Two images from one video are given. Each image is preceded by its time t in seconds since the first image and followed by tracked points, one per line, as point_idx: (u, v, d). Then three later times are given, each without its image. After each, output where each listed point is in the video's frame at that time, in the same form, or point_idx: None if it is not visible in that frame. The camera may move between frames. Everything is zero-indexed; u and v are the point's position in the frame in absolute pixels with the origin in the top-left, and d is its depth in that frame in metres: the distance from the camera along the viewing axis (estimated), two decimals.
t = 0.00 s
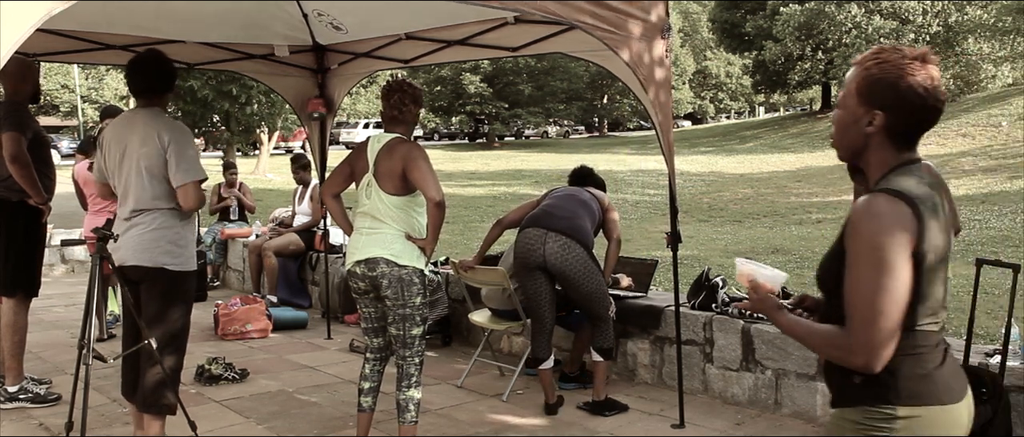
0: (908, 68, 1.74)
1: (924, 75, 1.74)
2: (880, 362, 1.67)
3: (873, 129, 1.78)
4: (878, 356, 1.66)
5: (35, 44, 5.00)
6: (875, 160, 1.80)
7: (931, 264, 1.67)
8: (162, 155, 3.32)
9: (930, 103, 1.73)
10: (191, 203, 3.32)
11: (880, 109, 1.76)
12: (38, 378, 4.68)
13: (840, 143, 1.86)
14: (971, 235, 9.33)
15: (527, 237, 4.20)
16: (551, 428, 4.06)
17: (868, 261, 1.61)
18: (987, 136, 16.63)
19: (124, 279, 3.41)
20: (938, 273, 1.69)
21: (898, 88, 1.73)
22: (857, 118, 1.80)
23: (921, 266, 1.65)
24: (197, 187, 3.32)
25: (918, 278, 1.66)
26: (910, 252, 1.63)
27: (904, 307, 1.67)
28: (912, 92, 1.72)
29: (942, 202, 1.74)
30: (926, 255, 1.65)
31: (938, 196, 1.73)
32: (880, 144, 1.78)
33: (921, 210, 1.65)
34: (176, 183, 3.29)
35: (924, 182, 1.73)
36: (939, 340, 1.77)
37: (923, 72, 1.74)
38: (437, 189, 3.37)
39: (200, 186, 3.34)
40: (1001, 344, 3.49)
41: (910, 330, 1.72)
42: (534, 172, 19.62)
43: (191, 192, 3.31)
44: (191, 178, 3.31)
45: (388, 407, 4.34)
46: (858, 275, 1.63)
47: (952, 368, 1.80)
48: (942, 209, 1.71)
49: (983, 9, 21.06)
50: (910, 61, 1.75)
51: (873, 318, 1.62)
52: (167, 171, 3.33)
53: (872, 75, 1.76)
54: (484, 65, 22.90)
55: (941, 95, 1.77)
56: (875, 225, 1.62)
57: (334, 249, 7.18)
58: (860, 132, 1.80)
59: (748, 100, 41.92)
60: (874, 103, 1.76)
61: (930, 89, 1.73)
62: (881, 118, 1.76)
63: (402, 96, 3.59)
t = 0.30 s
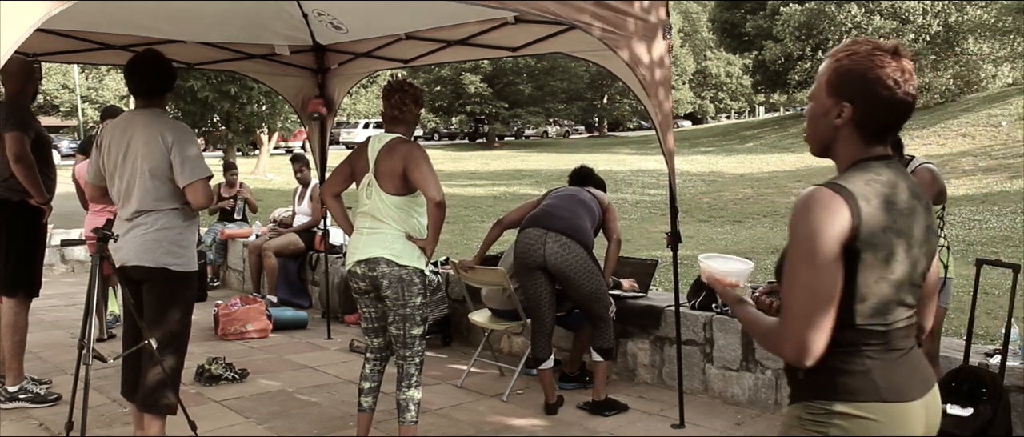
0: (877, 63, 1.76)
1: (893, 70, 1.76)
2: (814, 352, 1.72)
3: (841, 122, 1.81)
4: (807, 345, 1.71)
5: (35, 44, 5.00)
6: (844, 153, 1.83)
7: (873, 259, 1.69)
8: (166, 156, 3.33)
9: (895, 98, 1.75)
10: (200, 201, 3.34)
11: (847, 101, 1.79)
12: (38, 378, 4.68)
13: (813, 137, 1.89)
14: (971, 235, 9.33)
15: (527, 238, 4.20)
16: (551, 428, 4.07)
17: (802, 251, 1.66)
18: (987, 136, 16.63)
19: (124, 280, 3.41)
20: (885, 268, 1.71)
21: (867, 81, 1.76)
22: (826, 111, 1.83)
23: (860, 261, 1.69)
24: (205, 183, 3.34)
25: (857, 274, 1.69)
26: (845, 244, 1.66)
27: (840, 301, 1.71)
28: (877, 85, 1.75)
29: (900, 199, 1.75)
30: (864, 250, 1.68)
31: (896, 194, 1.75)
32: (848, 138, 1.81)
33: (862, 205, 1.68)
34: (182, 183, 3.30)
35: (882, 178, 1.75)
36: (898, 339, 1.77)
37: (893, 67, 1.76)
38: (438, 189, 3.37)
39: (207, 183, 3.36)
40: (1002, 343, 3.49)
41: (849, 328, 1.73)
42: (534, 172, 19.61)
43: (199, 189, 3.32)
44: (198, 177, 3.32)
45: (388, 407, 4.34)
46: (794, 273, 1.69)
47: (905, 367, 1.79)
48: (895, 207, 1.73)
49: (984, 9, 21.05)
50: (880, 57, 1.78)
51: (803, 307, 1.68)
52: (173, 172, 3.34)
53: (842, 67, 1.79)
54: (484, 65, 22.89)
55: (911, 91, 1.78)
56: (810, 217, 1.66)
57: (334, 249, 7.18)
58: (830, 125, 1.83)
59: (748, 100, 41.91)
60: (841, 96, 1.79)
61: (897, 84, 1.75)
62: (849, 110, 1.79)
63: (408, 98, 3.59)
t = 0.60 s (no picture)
0: (860, 65, 1.77)
1: (876, 71, 1.77)
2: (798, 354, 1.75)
3: (824, 123, 1.83)
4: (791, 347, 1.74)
5: (35, 44, 5.00)
6: (829, 154, 1.85)
7: (854, 261, 1.72)
8: (170, 155, 3.33)
9: (877, 100, 1.77)
10: (204, 202, 3.36)
11: (830, 103, 1.80)
12: (38, 378, 4.68)
13: (798, 138, 1.91)
14: (971, 235, 9.32)
15: (527, 238, 4.20)
16: (551, 428, 4.07)
17: (784, 253, 1.69)
18: (987, 136, 16.62)
19: (124, 280, 3.41)
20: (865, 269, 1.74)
21: (849, 82, 1.77)
22: (810, 112, 1.85)
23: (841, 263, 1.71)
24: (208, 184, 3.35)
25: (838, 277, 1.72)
26: (825, 246, 1.69)
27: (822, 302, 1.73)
28: (859, 86, 1.76)
29: (882, 201, 1.77)
30: (845, 252, 1.71)
31: (878, 196, 1.77)
32: (831, 139, 1.83)
33: (843, 208, 1.70)
34: (186, 184, 3.32)
35: (865, 180, 1.77)
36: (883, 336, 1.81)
37: (875, 69, 1.77)
38: (438, 189, 3.37)
39: (210, 183, 3.37)
40: (1002, 343, 3.49)
41: (827, 328, 1.78)
42: (534, 172, 19.60)
43: (203, 189, 3.34)
44: (202, 177, 3.33)
45: (388, 407, 4.34)
46: (778, 272, 1.71)
47: (886, 367, 1.81)
48: (877, 209, 1.75)
49: (984, 8, 21.04)
50: (863, 58, 1.78)
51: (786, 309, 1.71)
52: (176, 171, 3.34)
53: (824, 69, 1.80)
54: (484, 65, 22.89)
55: (894, 92, 1.79)
56: (791, 219, 1.68)
57: (334, 249, 7.18)
58: (814, 126, 1.85)
59: (748, 99, 41.90)
60: (823, 98, 1.81)
61: (879, 86, 1.76)
62: (831, 112, 1.80)
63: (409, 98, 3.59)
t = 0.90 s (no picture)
0: (845, 71, 1.80)
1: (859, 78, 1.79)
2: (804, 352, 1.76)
3: (810, 130, 1.85)
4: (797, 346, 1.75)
5: (35, 44, 5.00)
6: (817, 159, 1.87)
7: (853, 259, 1.73)
8: (170, 155, 3.33)
9: (863, 105, 1.79)
10: (202, 202, 3.36)
11: (816, 110, 1.82)
12: (38, 378, 4.68)
13: (788, 145, 1.93)
14: (971, 235, 9.32)
15: (527, 238, 4.20)
16: (552, 428, 4.07)
17: (787, 253, 1.71)
18: (987, 136, 16.62)
19: (124, 280, 3.41)
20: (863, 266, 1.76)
21: (834, 89, 1.79)
22: (797, 119, 1.87)
23: (842, 262, 1.73)
24: (209, 185, 3.36)
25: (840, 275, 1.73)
26: (825, 246, 1.70)
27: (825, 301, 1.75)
28: (845, 92, 1.78)
29: (875, 199, 1.79)
30: (845, 250, 1.72)
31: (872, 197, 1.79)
32: (820, 145, 1.85)
33: (839, 208, 1.72)
34: (185, 184, 3.32)
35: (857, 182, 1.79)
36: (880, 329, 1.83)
37: (859, 75, 1.80)
38: (438, 189, 3.37)
39: (209, 184, 3.37)
40: (1002, 344, 3.48)
41: (831, 323, 1.78)
42: (534, 172, 19.61)
43: (202, 190, 3.34)
44: (201, 177, 3.33)
45: (388, 407, 4.34)
46: (781, 269, 1.72)
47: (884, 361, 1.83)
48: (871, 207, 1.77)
49: (984, 8, 21.05)
50: (847, 65, 1.81)
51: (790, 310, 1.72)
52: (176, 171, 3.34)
53: (809, 78, 1.82)
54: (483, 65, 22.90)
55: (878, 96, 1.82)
56: (790, 222, 1.71)
57: (334, 249, 7.17)
58: (802, 133, 1.87)
59: (748, 100, 41.88)
60: (810, 105, 1.83)
61: (863, 92, 1.79)
62: (817, 120, 1.83)
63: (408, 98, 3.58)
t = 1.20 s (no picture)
0: (794, 76, 1.83)
1: (807, 82, 1.82)
2: (765, 348, 1.72)
3: (760, 133, 1.87)
4: (762, 343, 1.71)
5: (35, 44, 5.00)
6: (765, 162, 1.89)
7: (812, 257, 1.73)
8: (168, 155, 3.33)
9: (811, 110, 1.82)
10: (201, 202, 3.36)
11: (764, 114, 1.85)
12: (38, 378, 4.68)
13: (738, 147, 1.95)
14: (971, 235, 9.32)
15: (527, 238, 4.19)
16: (552, 428, 4.07)
17: (746, 250, 1.69)
18: (987, 136, 16.61)
19: (124, 280, 3.41)
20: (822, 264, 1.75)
21: (785, 93, 1.82)
22: (746, 123, 1.89)
23: (803, 260, 1.71)
24: (208, 184, 3.36)
25: (802, 273, 1.71)
26: (788, 243, 1.69)
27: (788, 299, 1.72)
28: (796, 96, 1.81)
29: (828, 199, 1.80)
30: (806, 246, 1.71)
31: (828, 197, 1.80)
32: (769, 148, 1.87)
33: (798, 206, 1.71)
34: (184, 183, 3.31)
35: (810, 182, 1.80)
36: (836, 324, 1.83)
37: (808, 81, 1.83)
38: (438, 189, 3.37)
39: (208, 184, 3.37)
40: (1002, 344, 3.48)
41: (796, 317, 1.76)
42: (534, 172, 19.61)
43: (200, 190, 3.33)
44: (199, 178, 3.33)
45: (388, 407, 4.34)
46: (745, 266, 1.69)
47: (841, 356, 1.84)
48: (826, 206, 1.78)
49: (984, 9, 21.07)
50: (796, 70, 1.83)
51: (754, 306, 1.69)
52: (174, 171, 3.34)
53: (758, 84, 1.85)
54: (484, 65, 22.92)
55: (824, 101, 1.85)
56: (751, 220, 1.69)
57: (334, 249, 7.17)
58: (753, 137, 1.89)
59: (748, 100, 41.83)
60: (760, 109, 1.85)
61: (812, 96, 1.81)
62: (765, 124, 1.85)
63: (410, 101, 3.58)
